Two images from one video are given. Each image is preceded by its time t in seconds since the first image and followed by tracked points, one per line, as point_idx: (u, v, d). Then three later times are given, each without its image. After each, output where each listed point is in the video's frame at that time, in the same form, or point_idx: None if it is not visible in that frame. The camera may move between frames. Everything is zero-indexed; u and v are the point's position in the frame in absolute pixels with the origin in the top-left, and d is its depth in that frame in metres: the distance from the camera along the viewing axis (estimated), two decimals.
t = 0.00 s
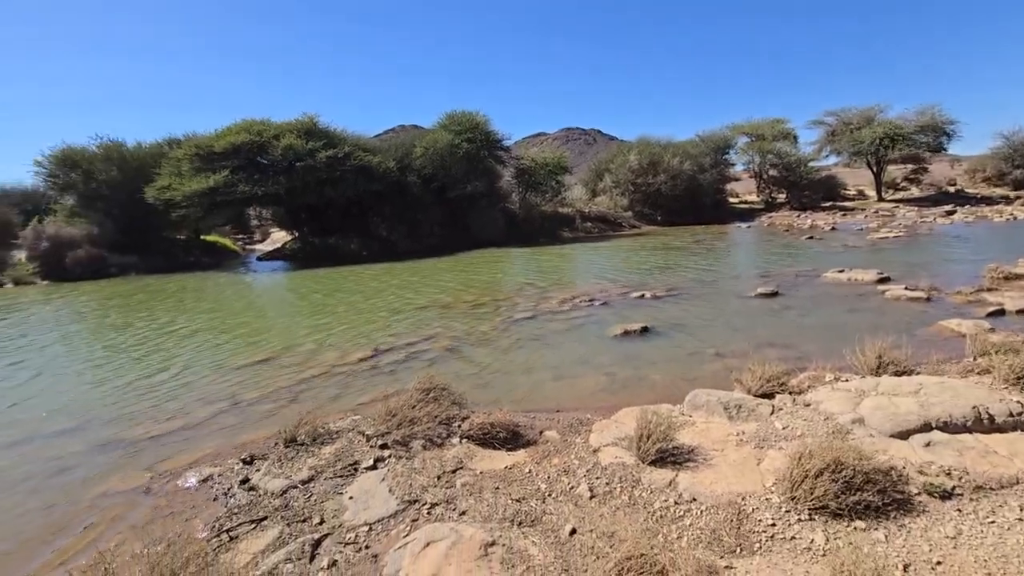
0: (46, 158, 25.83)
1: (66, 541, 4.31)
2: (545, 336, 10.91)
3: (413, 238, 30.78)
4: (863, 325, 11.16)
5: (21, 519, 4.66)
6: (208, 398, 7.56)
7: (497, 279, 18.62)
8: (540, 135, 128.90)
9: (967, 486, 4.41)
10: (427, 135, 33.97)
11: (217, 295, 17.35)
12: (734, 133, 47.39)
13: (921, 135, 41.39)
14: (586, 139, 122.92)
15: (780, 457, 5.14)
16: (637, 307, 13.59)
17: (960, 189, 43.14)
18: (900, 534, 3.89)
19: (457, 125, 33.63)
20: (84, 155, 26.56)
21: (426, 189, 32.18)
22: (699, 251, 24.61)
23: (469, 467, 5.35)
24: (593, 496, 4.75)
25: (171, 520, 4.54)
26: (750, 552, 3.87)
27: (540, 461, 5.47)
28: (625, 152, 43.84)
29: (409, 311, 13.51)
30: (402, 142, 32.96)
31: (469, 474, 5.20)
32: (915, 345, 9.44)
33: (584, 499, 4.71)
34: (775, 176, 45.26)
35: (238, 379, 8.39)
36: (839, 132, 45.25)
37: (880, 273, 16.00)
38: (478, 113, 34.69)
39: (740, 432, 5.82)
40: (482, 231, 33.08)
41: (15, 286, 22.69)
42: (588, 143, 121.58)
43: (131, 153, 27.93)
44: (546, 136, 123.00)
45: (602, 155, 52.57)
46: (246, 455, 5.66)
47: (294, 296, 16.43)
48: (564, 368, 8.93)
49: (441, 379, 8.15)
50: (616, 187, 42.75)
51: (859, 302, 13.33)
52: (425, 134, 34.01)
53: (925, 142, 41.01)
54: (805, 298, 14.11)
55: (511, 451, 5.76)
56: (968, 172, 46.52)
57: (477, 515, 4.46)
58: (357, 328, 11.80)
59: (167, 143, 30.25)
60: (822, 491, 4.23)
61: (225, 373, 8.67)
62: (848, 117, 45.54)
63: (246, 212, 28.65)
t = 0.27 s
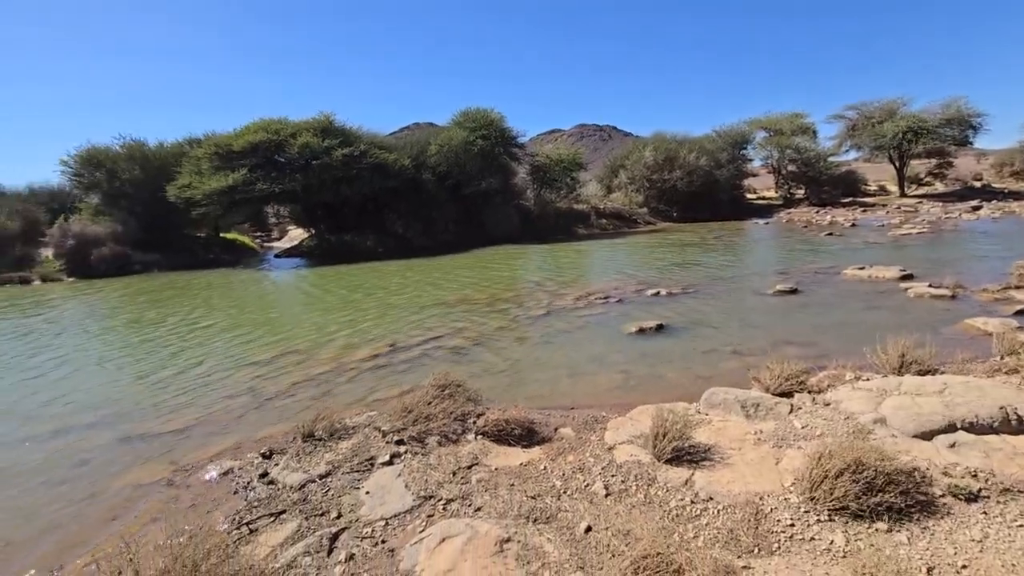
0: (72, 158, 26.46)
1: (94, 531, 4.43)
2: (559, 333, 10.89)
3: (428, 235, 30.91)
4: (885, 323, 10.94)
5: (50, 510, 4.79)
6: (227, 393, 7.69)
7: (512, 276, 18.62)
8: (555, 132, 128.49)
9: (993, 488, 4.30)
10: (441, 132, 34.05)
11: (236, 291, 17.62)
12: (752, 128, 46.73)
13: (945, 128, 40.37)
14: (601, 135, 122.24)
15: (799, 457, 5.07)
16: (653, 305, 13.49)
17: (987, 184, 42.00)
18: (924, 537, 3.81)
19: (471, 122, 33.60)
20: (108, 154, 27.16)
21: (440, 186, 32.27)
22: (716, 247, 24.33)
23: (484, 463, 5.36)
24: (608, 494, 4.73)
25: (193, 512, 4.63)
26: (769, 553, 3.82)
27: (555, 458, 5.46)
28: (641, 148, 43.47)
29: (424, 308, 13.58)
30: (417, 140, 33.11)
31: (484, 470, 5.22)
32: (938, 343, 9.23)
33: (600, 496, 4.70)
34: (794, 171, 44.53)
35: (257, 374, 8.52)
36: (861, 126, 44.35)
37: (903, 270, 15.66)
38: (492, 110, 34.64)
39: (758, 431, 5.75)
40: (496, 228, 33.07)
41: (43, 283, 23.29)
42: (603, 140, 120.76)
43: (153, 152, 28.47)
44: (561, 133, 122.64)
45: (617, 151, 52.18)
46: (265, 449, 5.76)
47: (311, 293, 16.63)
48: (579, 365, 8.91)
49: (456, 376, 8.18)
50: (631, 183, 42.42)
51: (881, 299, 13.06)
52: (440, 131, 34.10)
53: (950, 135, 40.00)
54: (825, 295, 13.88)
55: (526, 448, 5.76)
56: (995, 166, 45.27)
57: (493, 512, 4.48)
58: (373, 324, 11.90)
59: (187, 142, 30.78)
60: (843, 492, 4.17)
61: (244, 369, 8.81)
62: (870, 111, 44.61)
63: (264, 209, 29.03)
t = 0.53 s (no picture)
0: (88, 158, 26.86)
1: (111, 524, 4.50)
2: (569, 332, 10.87)
3: (438, 233, 31.03)
4: (899, 322, 10.79)
5: (68, 504, 4.87)
6: (240, 390, 7.77)
7: (521, 274, 18.62)
8: (564, 130, 128.33)
9: (1012, 490, 4.24)
10: (451, 130, 34.09)
11: (248, 290, 17.78)
12: (764, 125, 46.30)
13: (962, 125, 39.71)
14: (611, 133, 121.86)
15: (812, 457, 5.02)
16: (663, 303, 13.43)
17: (1004, 181, 41.27)
18: (940, 539, 3.77)
19: (481, 121, 33.56)
20: (123, 154, 27.52)
21: (450, 184, 32.34)
22: (727, 246, 24.14)
23: (495, 461, 5.38)
24: (619, 492, 4.73)
25: (208, 507, 4.69)
26: (782, 553, 3.80)
27: (566, 456, 5.46)
28: (651, 146, 43.26)
29: (434, 306, 13.64)
30: (427, 138, 33.20)
31: (494, 468, 5.24)
32: (955, 343, 9.10)
33: (611, 495, 4.69)
34: (806, 169, 44.08)
35: (269, 372, 8.60)
36: (875, 123, 43.78)
37: (918, 269, 15.44)
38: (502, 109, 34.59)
39: (770, 430, 5.71)
40: (506, 226, 33.06)
41: (60, 281, 23.67)
42: (613, 138, 120.35)
43: (167, 152, 28.81)
44: (570, 131, 122.37)
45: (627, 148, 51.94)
46: (278, 446, 5.81)
47: (323, 291, 16.76)
48: (589, 364, 8.89)
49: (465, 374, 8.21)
50: (641, 181, 42.21)
51: (895, 298, 12.89)
52: (450, 129, 34.16)
53: (966, 132, 39.35)
54: (838, 294, 13.71)
55: (536, 446, 5.77)
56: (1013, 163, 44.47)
57: (503, 510, 4.49)
58: (384, 322, 11.97)
59: (201, 142, 31.11)
60: (856, 493, 4.13)
61: (257, 366, 8.90)
62: (884, 107, 44.01)
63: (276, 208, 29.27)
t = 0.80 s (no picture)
0: (99, 158, 27.13)
1: (122, 521, 4.54)
2: (576, 332, 10.86)
3: (444, 233, 31.11)
4: (909, 323, 10.70)
5: (80, 501, 4.92)
6: (249, 388, 7.83)
7: (528, 274, 18.62)
8: (571, 129, 128.23)
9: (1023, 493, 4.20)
10: (458, 130, 34.12)
11: (256, 289, 17.89)
12: (773, 124, 46.03)
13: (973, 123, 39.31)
14: (617, 133, 121.54)
15: (820, 458, 5.00)
16: (670, 303, 13.40)
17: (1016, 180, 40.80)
18: (950, 541, 3.74)
19: (487, 120, 33.56)
20: (133, 154, 27.79)
21: (457, 184, 32.40)
22: (734, 245, 24.02)
23: (502, 460, 5.39)
24: (626, 492, 4.72)
25: (217, 504, 4.73)
26: (789, 554, 3.78)
27: (572, 456, 5.46)
28: (658, 146, 43.12)
29: (440, 305, 13.66)
30: (434, 138, 33.27)
31: (501, 467, 5.25)
32: (965, 343, 9.02)
33: (617, 495, 4.69)
34: (815, 168, 43.78)
35: (277, 370, 8.65)
36: (884, 122, 43.42)
37: (928, 269, 15.31)
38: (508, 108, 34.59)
39: (778, 431, 5.69)
40: (512, 226, 33.08)
41: (71, 280, 23.93)
42: (619, 138, 120.08)
43: (176, 152, 29.04)
44: (577, 130, 122.20)
45: (634, 148, 51.81)
46: (286, 444, 5.85)
47: (330, 290, 16.84)
48: (595, 363, 8.89)
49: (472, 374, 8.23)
50: (648, 181, 42.08)
51: (905, 298, 12.79)
52: (456, 129, 34.20)
53: (977, 130, 38.94)
54: (847, 294, 13.62)
55: (542, 445, 5.78)
56: None
57: (510, 509, 4.50)
58: (391, 321, 12.02)
59: (209, 142, 31.33)
60: (865, 494, 4.10)
61: (265, 365, 8.95)
62: (894, 106, 43.64)
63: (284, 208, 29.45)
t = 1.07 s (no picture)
0: (111, 158, 27.42)
1: (135, 516, 4.60)
2: (583, 332, 10.85)
3: (452, 233, 31.19)
4: (921, 325, 10.60)
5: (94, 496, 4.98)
6: (258, 386, 7.90)
7: (535, 273, 18.61)
8: (579, 129, 128.10)
9: None
10: (466, 129, 34.16)
11: (265, 287, 18.02)
12: (782, 124, 45.73)
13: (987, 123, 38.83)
14: (626, 132, 121.19)
15: (829, 460, 4.97)
16: (678, 304, 13.35)
17: None
18: (961, 545, 3.71)
19: (495, 120, 33.58)
20: (145, 154, 28.04)
21: (465, 183, 32.46)
22: (743, 246, 23.87)
23: (509, 459, 5.40)
24: (633, 492, 4.72)
25: (227, 500, 4.78)
26: (798, 556, 3.77)
27: (580, 456, 5.47)
28: (666, 145, 42.95)
29: (448, 305, 13.70)
30: (442, 137, 33.34)
31: (508, 466, 5.27)
32: (978, 346, 8.92)
33: (625, 495, 4.69)
34: (825, 168, 43.43)
35: (286, 369, 8.71)
36: (896, 121, 43.01)
37: (940, 270, 15.15)
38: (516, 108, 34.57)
39: (786, 432, 5.66)
40: (520, 225, 33.10)
41: (84, 278, 24.20)
42: (628, 137, 119.71)
43: (187, 152, 29.27)
44: (585, 130, 121.98)
45: (642, 147, 51.61)
46: (295, 441, 5.89)
47: (338, 289, 16.91)
48: (603, 364, 8.88)
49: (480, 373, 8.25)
50: (656, 180, 41.93)
51: (916, 300, 12.66)
52: (464, 129, 34.24)
53: (991, 130, 38.48)
54: (858, 295, 13.50)
55: (550, 445, 5.77)
56: None
57: (518, 508, 4.51)
58: (398, 320, 12.05)
59: (219, 142, 31.55)
60: (875, 497, 4.08)
61: (274, 363, 9.02)
62: (905, 105, 43.21)
63: (293, 207, 29.64)
